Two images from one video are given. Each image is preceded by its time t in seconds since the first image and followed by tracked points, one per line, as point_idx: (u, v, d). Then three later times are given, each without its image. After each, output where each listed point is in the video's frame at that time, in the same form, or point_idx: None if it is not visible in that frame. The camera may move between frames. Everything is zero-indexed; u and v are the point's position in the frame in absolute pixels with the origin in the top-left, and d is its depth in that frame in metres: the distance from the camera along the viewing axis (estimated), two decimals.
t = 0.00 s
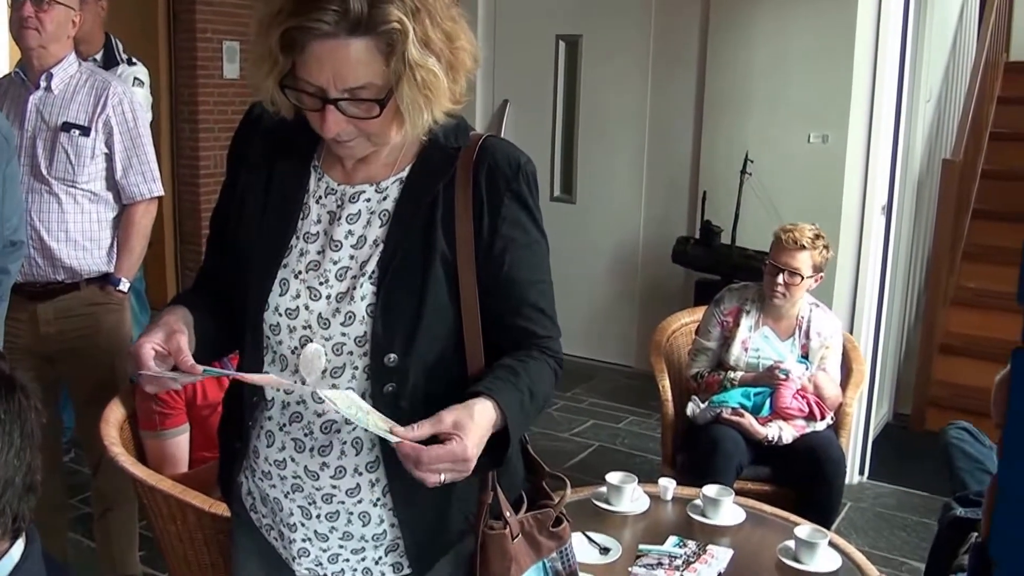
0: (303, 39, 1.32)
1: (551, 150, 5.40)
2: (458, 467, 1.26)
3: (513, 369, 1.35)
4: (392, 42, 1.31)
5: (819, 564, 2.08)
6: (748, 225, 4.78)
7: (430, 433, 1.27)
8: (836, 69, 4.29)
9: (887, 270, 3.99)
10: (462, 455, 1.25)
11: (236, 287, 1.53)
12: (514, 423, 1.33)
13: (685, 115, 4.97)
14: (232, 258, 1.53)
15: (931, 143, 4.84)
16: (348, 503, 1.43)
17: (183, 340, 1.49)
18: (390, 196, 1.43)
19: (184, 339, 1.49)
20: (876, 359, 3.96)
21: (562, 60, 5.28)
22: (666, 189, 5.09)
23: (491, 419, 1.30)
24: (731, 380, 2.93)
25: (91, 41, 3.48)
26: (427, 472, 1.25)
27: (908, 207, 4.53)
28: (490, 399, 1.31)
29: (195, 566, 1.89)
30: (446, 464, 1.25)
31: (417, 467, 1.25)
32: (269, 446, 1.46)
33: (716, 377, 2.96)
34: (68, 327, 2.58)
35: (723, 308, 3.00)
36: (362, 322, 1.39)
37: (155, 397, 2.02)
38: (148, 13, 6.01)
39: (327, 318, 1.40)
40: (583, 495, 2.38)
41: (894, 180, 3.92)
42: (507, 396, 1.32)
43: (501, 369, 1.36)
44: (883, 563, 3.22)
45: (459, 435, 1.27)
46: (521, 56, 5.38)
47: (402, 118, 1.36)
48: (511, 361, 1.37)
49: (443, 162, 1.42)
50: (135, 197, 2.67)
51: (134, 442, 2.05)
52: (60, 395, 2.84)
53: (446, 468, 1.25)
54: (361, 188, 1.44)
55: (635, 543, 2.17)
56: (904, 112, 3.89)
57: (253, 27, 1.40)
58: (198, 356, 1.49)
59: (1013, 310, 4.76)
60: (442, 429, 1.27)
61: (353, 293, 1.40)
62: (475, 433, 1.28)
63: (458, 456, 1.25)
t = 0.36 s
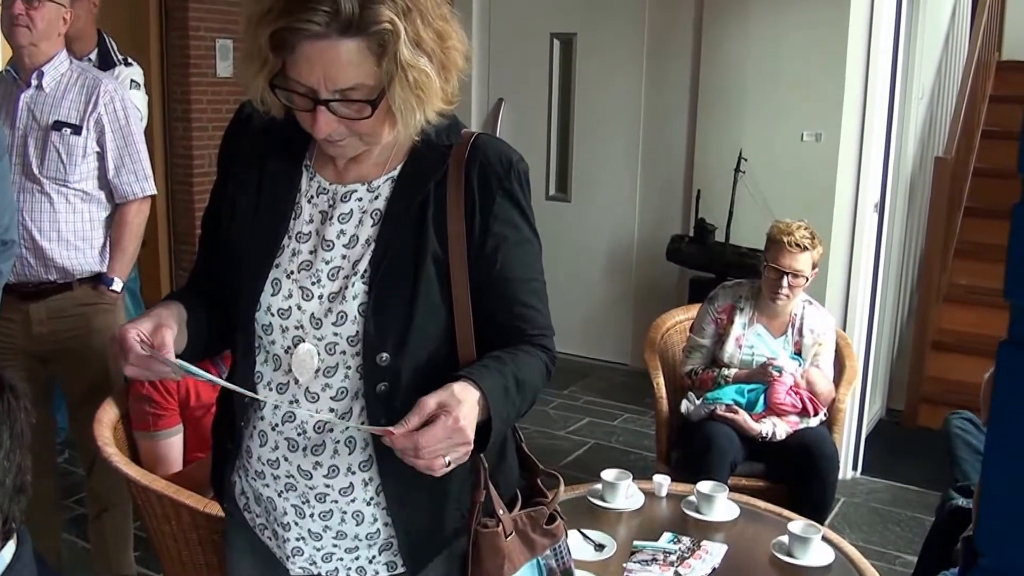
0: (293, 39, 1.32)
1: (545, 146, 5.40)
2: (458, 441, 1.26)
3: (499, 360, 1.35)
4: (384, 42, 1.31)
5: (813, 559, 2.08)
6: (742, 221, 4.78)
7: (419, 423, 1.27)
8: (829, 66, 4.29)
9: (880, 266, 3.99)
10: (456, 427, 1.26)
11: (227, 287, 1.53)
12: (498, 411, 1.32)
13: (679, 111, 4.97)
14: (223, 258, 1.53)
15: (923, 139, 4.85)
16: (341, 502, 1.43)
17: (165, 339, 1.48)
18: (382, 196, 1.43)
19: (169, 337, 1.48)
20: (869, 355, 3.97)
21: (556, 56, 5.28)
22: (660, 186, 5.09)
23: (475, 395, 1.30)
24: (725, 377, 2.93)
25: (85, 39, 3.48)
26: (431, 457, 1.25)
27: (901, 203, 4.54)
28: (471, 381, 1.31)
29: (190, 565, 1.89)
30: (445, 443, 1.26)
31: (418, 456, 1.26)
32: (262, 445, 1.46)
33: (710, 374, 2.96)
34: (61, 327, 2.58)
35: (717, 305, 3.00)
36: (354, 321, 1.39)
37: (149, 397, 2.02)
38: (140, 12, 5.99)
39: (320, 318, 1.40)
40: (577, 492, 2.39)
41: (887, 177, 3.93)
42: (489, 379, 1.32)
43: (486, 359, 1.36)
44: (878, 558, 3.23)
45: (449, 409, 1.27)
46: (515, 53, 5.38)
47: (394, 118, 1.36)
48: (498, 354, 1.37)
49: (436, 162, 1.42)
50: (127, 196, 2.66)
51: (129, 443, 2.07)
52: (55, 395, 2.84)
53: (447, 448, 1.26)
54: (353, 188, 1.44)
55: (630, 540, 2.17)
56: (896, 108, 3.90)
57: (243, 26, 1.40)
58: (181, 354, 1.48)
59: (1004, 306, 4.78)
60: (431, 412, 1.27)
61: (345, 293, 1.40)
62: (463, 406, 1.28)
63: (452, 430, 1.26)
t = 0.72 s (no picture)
0: (290, 34, 1.31)
1: (545, 144, 5.39)
2: (454, 437, 1.25)
3: (501, 357, 1.36)
4: (381, 37, 1.31)
5: (814, 556, 2.09)
6: (742, 219, 4.78)
7: (417, 418, 1.26)
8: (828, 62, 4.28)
9: (881, 263, 3.99)
10: (452, 423, 1.25)
11: (227, 285, 1.53)
12: (502, 407, 1.32)
13: (679, 108, 4.97)
14: (223, 255, 1.53)
15: (923, 134, 4.84)
16: (342, 499, 1.43)
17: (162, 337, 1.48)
18: (382, 192, 1.43)
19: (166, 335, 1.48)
20: (870, 351, 3.97)
21: (555, 54, 5.27)
22: (660, 183, 5.09)
23: (476, 390, 1.30)
24: (726, 374, 2.92)
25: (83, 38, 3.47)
26: (426, 452, 1.24)
27: (901, 199, 4.53)
28: (475, 377, 1.31)
29: (192, 563, 1.89)
30: (441, 439, 1.24)
31: (413, 451, 1.25)
32: (263, 442, 1.46)
33: (710, 370, 2.96)
34: (62, 325, 2.58)
35: (717, 302, 3.00)
36: (354, 318, 1.39)
37: (150, 394, 2.03)
38: (138, 10, 5.98)
39: (320, 315, 1.40)
40: (579, 490, 2.38)
41: (886, 173, 3.93)
42: (492, 375, 1.32)
43: (489, 355, 1.36)
44: (879, 555, 3.23)
45: (446, 406, 1.26)
46: (514, 51, 5.37)
47: (391, 114, 1.35)
48: (500, 351, 1.37)
49: (435, 159, 1.42)
50: (127, 193, 2.66)
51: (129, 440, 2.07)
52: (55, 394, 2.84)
53: (442, 443, 1.25)
54: (353, 184, 1.44)
55: (631, 537, 2.17)
56: (896, 102, 3.89)
57: (241, 22, 1.39)
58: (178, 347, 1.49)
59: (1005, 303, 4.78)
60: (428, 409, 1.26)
61: (345, 290, 1.40)
62: (461, 402, 1.27)
63: (449, 427, 1.24)
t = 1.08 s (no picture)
0: (300, 26, 1.31)
1: (552, 141, 5.39)
2: (460, 429, 1.25)
3: (512, 352, 1.35)
4: (391, 30, 1.30)
5: (823, 554, 2.08)
6: (750, 215, 4.77)
7: (425, 408, 1.26)
8: (837, 55, 4.27)
9: (890, 259, 3.98)
10: (460, 415, 1.24)
11: (237, 279, 1.52)
12: (512, 401, 1.32)
13: (686, 104, 4.96)
14: (233, 249, 1.53)
15: (932, 128, 4.82)
16: (352, 494, 1.43)
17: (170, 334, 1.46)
18: (392, 187, 1.42)
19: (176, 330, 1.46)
20: (879, 346, 3.95)
21: (561, 50, 5.27)
22: (667, 179, 5.08)
23: (486, 382, 1.29)
24: (733, 370, 2.91)
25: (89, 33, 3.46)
26: (431, 441, 1.25)
27: (910, 194, 4.52)
28: (487, 372, 1.31)
29: (200, 557, 1.89)
30: (447, 430, 1.24)
31: (420, 439, 1.25)
32: (273, 436, 1.46)
33: (718, 367, 2.94)
34: (70, 321, 2.58)
35: (725, 298, 2.98)
36: (364, 313, 1.39)
37: (159, 390, 2.03)
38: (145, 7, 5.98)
39: (330, 309, 1.40)
40: (587, 486, 2.38)
41: (896, 167, 3.91)
42: (503, 370, 1.32)
43: (499, 350, 1.36)
44: (887, 553, 3.23)
45: (456, 397, 1.26)
46: (521, 47, 5.36)
47: (401, 108, 1.35)
48: (511, 345, 1.37)
49: (445, 153, 1.41)
50: (135, 189, 2.66)
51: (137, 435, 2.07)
52: (63, 389, 2.84)
53: (447, 433, 1.25)
54: (363, 179, 1.43)
55: (639, 534, 2.17)
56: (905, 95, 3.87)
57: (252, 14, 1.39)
58: (190, 341, 1.47)
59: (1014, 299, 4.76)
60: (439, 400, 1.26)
61: (355, 285, 1.39)
62: (471, 394, 1.27)
63: (456, 418, 1.24)
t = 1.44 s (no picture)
0: (322, 17, 1.30)
1: (567, 134, 5.37)
2: (480, 424, 1.24)
3: (531, 346, 1.34)
4: (413, 22, 1.29)
5: (840, 551, 2.06)
6: (766, 209, 4.74)
7: (445, 402, 1.24)
8: (855, 46, 4.24)
9: (908, 254, 3.95)
10: (481, 410, 1.23)
11: (256, 272, 1.52)
12: (531, 395, 1.31)
13: (702, 97, 4.94)
14: (252, 242, 1.52)
15: (951, 121, 4.78)
16: (370, 487, 1.42)
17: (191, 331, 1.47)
18: (411, 179, 1.41)
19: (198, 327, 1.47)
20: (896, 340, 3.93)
21: (577, 42, 5.24)
22: (682, 173, 5.06)
23: (506, 377, 1.28)
24: (750, 365, 2.90)
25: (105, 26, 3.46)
26: (451, 436, 1.23)
27: (928, 187, 4.48)
28: (506, 366, 1.30)
29: (216, 548, 1.89)
30: (468, 425, 1.23)
31: (439, 433, 1.24)
32: (291, 429, 1.45)
33: (735, 361, 2.93)
34: (86, 312, 2.57)
35: (742, 292, 2.97)
36: (383, 306, 1.38)
37: (174, 380, 2.04)
38: None
39: (349, 302, 1.39)
40: (603, 480, 2.37)
41: (914, 160, 3.88)
42: (522, 364, 1.31)
43: (518, 344, 1.35)
44: (904, 549, 3.21)
45: (477, 394, 1.25)
46: (537, 39, 5.34)
47: (421, 101, 1.34)
48: (529, 339, 1.36)
49: (465, 147, 1.40)
50: (152, 181, 2.66)
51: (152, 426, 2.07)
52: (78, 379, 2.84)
53: (468, 429, 1.24)
54: (383, 171, 1.42)
55: (655, 529, 2.15)
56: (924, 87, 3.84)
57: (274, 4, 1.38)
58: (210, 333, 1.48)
59: None
60: (461, 395, 1.25)
61: (374, 278, 1.38)
62: (491, 389, 1.25)
63: (477, 413, 1.23)
